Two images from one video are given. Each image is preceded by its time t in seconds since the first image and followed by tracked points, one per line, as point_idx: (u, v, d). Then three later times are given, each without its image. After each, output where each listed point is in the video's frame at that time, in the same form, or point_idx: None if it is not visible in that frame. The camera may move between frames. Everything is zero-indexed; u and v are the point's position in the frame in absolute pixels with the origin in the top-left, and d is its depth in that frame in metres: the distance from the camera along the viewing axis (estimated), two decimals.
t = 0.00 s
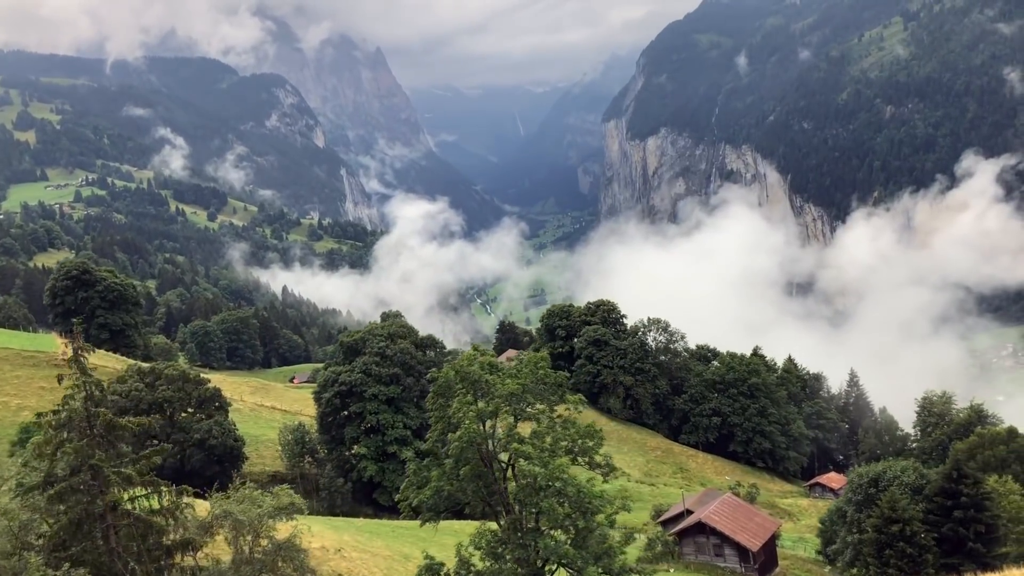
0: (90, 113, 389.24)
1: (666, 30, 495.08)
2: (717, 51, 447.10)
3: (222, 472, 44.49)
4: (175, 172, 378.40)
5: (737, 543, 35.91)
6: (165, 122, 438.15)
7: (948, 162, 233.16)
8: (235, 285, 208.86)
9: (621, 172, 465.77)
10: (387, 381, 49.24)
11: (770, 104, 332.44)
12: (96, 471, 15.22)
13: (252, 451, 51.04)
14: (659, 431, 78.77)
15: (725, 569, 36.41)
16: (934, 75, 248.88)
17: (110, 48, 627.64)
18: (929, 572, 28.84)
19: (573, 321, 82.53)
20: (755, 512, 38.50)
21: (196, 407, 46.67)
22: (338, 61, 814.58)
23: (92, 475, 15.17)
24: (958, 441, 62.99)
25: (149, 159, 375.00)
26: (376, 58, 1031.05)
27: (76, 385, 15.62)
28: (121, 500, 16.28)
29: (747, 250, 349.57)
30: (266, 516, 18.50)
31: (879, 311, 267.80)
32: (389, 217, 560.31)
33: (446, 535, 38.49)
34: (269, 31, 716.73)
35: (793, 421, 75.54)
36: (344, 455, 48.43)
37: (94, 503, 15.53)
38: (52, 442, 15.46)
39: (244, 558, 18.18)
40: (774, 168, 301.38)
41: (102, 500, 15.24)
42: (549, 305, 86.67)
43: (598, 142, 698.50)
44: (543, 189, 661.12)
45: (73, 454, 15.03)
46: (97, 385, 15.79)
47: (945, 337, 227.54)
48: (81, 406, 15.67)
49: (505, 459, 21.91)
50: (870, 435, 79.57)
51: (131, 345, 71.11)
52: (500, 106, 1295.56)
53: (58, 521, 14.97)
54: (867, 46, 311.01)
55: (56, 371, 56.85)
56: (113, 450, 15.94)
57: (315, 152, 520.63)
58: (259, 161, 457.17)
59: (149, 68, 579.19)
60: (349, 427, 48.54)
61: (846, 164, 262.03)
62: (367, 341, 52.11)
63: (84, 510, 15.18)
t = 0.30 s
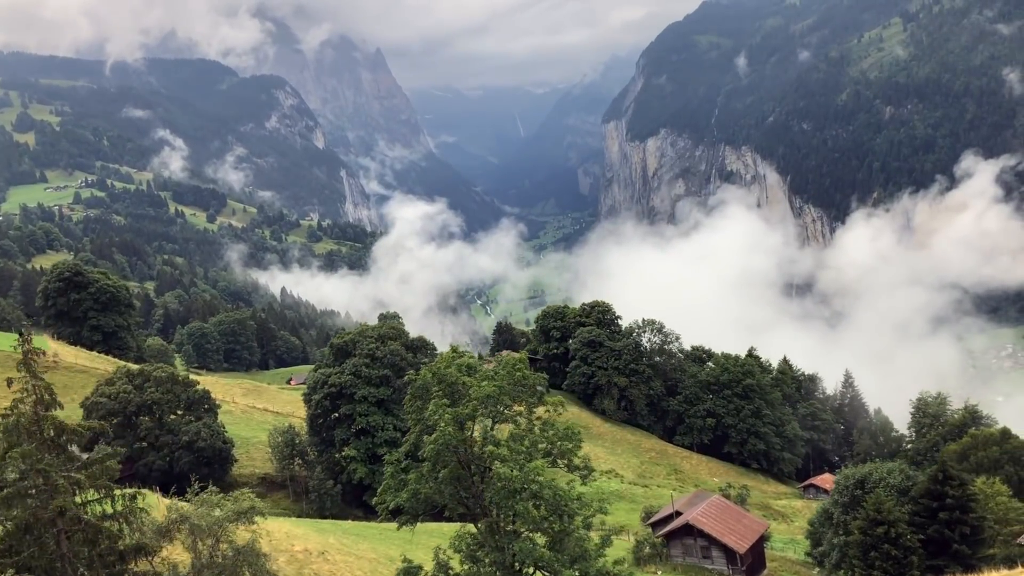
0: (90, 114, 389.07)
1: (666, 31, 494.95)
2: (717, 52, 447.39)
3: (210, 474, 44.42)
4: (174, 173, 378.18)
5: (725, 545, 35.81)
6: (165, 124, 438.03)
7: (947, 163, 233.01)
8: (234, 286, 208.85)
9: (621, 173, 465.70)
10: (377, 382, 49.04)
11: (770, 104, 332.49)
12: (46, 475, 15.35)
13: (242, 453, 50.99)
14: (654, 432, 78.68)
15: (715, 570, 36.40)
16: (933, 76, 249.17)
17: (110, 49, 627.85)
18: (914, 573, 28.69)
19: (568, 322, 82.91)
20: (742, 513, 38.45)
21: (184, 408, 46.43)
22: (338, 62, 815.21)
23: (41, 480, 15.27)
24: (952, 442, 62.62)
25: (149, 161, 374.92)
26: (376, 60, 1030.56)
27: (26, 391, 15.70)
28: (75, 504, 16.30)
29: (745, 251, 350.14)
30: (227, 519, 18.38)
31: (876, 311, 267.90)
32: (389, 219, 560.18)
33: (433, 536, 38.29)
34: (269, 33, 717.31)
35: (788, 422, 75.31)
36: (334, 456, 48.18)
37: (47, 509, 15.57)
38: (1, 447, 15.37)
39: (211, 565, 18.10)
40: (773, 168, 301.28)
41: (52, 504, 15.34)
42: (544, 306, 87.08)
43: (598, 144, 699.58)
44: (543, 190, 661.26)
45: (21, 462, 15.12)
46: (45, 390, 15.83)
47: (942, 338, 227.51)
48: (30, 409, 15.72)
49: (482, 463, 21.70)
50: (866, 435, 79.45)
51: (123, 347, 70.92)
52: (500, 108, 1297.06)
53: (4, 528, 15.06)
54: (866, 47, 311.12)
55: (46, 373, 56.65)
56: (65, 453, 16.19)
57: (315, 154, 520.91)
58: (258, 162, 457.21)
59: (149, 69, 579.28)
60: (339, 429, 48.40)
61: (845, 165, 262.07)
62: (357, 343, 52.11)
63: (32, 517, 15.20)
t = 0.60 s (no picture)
0: (90, 115, 389.04)
1: (666, 31, 494.57)
2: (717, 53, 447.31)
3: (199, 476, 44.35)
4: (174, 174, 378.04)
5: (712, 547, 35.66)
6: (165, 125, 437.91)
7: (947, 164, 233.00)
8: (232, 287, 208.86)
9: (621, 174, 465.55)
10: (367, 384, 48.90)
11: (770, 105, 332.56)
12: None
13: (232, 454, 50.87)
14: (648, 433, 78.45)
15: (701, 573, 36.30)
16: (933, 77, 249.26)
17: (110, 50, 628.39)
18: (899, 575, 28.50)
19: (562, 324, 83.01)
20: (729, 515, 38.31)
21: (173, 411, 46.29)
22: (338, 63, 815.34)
23: None
24: (946, 443, 62.27)
25: (149, 162, 374.82)
26: (376, 61, 1030.96)
27: None
28: (27, 510, 16.44)
29: (743, 252, 350.34)
30: (185, 525, 19.95)
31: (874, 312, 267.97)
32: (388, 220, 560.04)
33: (420, 538, 38.17)
34: (269, 34, 717.56)
35: (782, 423, 75.14)
36: (324, 458, 47.94)
37: None
38: None
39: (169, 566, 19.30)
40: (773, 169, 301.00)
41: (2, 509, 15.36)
42: (539, 307, 87.09)
43: (598, 144, 699.96)
44: (543, 191, 661.37)
45: None
46: None
47: (939, 338, 227.46)
48: None
49: (460, 466, 21.52)
50: (860, 436, 79.36)
51: (115, 348, 70.90)
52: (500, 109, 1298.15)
53: None
54: (866, 48, 311.15)
55: (37, 374, 56.64)
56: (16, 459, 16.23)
57: (315, 155, 521.04)
58: (258, 163, 457.28)
59: (149, 70, 579.22)
60: (329, 430, 48.16)
61: (845, 166, 262.09)
62: (347, 344, 52.13)
63: None
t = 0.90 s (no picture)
0: (89, 116, 389.06)
1: (666, 32, 493.99)
2: (717, 54, 447.02)
3: (188, 477, 44.05)
4: (173, 175, 378.06)
5: (699, 549, 35.53)
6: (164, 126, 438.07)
7: (947, 165, 233.02)
8: (230, 288, 208.72)
9: (621, 175, 465.18)
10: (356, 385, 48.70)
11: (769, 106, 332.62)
12: None
13: (222, 456, 50.74)
14: (642, 434, 78.30)
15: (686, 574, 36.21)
16: (932, 78, 249.31)
17: (111, 51, 628.63)
18: None
19: (557, 325, 83.05)
20: (716, 517, 38.19)
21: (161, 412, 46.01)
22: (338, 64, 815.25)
23: None
24: (939, 446, 61.87)
25: (148, 163, 374.84)
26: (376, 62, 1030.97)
27: None
28: None
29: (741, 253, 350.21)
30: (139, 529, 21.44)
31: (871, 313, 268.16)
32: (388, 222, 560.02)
33: (401, 539, 38.03)
34: (269, 35, 717.56)
35: (776, 425, 74.97)
36: (312, 460, 47.69)
37: None
38: None
39: (129, 567, 21.06)
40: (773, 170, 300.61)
41: None
42: (534, 308, 87.04)
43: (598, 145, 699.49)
44: (543, 192, 661.15)
45: None
46: None
47: (935, 338, 227.88)
48: None
49: (436, 468, 21.39)
50: (854, 438, 79.15)
51: (108, 349, 70.86)
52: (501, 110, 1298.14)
53: None
54: (866, 48, 310.87)
55: (28, 375, 56.54)
56: None
57: (315, 156, 521.02)
58: (258, 164, 457.41)
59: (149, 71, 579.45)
60: (318, 432, 47.76)
61: (844, 167, 262.19)
62: (338, 346, 52.10)
63: None
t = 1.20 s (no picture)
0: (88, 117, 388.91)
1: (665, 34, 494.39)
2: (716, 55, 447.18)
3: (175, 479, 43.94)
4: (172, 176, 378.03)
5: (684, 552, 35.37)
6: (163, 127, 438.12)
7: (946, 166, 232.99)
8: (228, 289, 208.70)
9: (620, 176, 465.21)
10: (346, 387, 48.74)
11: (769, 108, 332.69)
12: None
13: (211, 458, 50.58)
14: (635, 436, 78.04)
15: None
16: (932, 80, 249.42)
17: (110, 51, 628.74)
18: None
19: (550, 326, 82.99)
20: (703, 520, 38.12)
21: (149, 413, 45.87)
22: (337, 66, 814.96)
23: None
24: (932, 448, 61.75)
25: (147, 164, 374.76)
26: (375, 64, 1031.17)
27: None
28: None
29: (739, 255, 349.90)
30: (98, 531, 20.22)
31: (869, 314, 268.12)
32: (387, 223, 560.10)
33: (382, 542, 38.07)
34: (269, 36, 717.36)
35: (770, 427, 74.81)
36: (301, 462, 47.40)
37: None
38: None
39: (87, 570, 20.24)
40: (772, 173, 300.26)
41: None
42: (528, 310, 87.01)
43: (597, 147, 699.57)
44: (542, 193, 661.32)
45: None
46: None
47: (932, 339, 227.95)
48: None
49: (410, 470, 21.38)
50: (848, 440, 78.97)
51: (100, 350, 70.69)
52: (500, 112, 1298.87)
53: None
54: (865, 50, 310.75)
55: (18, 376, 56.44)
56: None
57: (314, 156, 521.03)
58: (257, 165, 457.54)
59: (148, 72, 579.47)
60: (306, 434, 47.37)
61: (844, 168, 262.06)
62: (327, 348, 52.04)
63: None
